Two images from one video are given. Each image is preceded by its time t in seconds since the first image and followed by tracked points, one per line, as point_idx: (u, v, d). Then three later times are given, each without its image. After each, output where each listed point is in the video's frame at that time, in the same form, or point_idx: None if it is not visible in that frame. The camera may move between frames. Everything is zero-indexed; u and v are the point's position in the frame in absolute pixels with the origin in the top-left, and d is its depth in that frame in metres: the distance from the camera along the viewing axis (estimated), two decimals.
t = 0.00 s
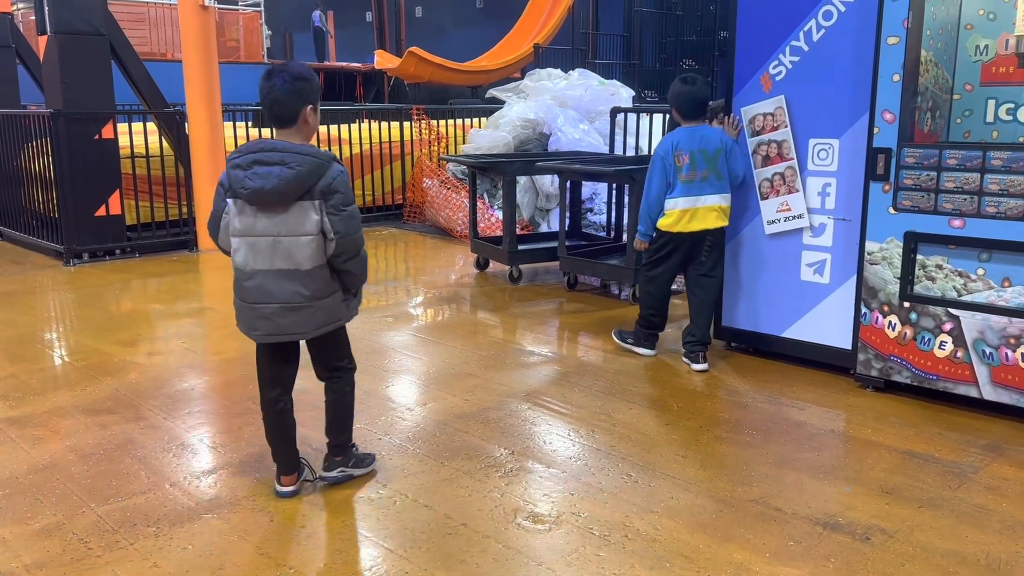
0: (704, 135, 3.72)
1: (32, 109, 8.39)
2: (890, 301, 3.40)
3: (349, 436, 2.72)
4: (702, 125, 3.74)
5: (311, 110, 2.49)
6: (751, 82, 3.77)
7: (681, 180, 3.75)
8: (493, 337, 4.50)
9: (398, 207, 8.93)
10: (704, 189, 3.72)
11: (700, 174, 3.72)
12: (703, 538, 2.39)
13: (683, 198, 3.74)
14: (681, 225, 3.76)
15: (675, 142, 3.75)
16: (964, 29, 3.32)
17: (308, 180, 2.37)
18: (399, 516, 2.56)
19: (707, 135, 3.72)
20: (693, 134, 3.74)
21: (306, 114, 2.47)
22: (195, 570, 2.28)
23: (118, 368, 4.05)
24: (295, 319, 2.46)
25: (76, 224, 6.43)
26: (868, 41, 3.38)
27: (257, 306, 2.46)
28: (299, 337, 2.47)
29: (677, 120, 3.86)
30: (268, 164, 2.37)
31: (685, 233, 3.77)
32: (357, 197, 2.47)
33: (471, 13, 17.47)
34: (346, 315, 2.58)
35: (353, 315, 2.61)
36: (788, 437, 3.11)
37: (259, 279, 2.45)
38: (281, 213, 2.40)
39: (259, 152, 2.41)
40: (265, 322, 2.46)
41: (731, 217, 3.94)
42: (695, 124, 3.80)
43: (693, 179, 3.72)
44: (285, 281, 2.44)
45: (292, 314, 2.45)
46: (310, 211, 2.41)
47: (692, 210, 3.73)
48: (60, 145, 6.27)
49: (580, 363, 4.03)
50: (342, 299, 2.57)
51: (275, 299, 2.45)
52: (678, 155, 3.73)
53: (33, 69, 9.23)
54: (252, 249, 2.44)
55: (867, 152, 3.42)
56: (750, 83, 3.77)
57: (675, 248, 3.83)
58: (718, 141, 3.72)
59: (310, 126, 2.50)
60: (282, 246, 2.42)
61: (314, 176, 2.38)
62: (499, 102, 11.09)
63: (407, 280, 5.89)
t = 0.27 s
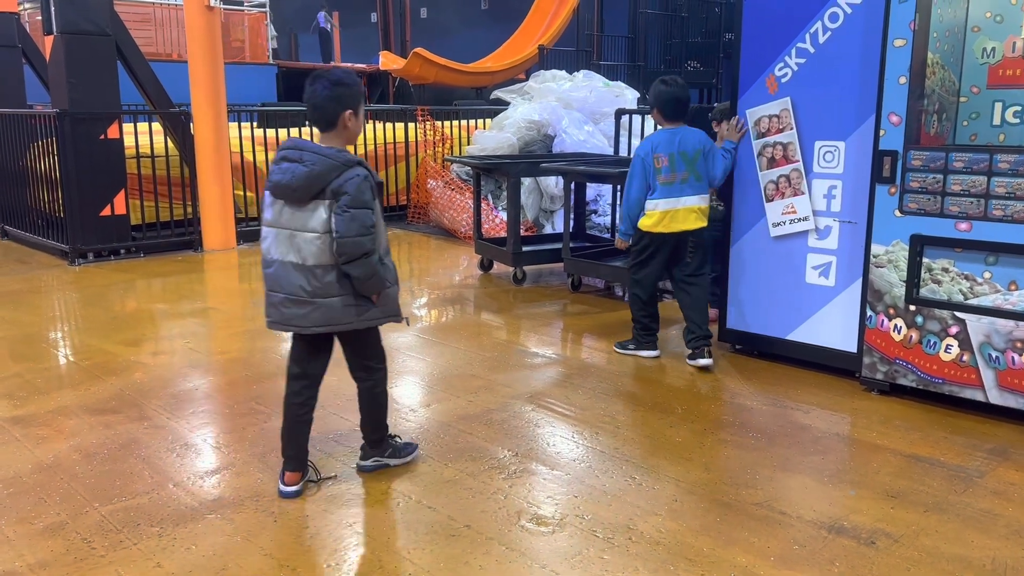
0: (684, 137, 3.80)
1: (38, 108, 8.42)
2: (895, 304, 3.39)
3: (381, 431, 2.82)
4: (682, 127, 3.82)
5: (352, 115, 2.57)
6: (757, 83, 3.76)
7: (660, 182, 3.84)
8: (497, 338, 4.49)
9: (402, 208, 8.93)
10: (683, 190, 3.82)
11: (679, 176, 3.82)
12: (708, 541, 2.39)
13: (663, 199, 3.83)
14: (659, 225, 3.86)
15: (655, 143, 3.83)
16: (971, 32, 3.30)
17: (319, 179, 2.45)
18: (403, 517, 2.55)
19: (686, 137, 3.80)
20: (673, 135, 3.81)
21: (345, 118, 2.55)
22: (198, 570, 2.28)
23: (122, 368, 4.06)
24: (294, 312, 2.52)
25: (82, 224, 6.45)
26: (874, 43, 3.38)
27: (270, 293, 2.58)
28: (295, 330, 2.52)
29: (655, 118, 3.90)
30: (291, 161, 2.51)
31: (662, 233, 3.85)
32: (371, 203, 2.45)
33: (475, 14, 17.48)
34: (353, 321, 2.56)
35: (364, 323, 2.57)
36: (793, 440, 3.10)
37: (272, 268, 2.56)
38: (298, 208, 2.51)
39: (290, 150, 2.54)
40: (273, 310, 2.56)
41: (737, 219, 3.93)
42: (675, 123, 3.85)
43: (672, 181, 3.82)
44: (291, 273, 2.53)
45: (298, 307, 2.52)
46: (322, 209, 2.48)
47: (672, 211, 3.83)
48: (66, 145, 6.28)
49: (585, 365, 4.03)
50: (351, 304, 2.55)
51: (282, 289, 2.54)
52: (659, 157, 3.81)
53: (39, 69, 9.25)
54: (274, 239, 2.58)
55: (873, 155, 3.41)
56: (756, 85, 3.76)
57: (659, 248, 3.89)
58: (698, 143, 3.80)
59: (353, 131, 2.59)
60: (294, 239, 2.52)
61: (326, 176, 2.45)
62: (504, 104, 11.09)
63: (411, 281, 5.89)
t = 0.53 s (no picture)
0: (658, 136, 3.97)
1: (43, 108, 8.44)
2: (899, 307, 3.38)
3: (388, 431, 2.85)
4: (656, 127, 3.98)
5: (404, 114, 2.68)
6: (761, 86, 3.76)
7: (636, 180, 3.98)
8: (501, 339, 4.49)
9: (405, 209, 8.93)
10: (656, 188, 3.99)
11: (655, 174, 3.98)
12: (710, 544, 2.38)
13: (638, 196, 3.98)
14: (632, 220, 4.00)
15: (631, 141, 3.97)
16: (977, 34, 3.30)
17: (366, 174, 2.59)
18: (405, 518, 2.55)
19: (659, 136, 3.98)
20: (647, 134, 3.98)
21: (398, 116, 2.67)
22: (201, 570, 2.28)
23: (126, 367, 4.06)
24: (349, 299, 2.65)
25: (86, 224, 6.46)
26: (879, 45, 3.37)
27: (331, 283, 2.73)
28: (351, 316, 2.65)
29: (630, 116, 4.03)
30: (343, 158, 2.66)
31: (638, 228, 4.00)
32: (416, 194, 2.56)
33: (480, 16, 17.50)
34: (406, 306, 2.67)
35: (415, 307, 2.68)
36: (797, 443, 3.09)
37: (332, 259, 2.72)
38: (351, 202, 2.66)
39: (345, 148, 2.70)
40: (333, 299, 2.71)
41: (741, 222, 3.93)
42: (649, 122, 4.00)
43: (647, 178, 3.98)
44: (347, 263, 2.67)
45: (353, 294, 2.65)
46: (370, 202, 2.61)
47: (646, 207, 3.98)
48: (71, 145, 6.29)
49: (588, 366, 4.03)
50: (402, 290, 2.66)
51: (339, 278, 2.68)
52: (635, 156, 3.95)
53: (45, 69, 9.28)
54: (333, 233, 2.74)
55: (877, 157, 3.41)
56: (760, 87, 3.76)
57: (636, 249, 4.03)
58: (671, 143, 3.99)
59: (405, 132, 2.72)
60: (348, 232, 2.67)
61: (371, 172, 2.59)
62: (508, 106, 11.10)
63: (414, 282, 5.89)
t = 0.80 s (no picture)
0: (641, 140, 4.04)
1: (53, 108, 8.48)
2: (909, 311, 3.37)
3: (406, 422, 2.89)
4: (639, 131, 4.05)
5: (453, 125, 2.81)
6: (771, 89, 3.75)
7: (624, 183, 4.04)
8: (508, 342, 4.49)
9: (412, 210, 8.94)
10: (639, 190, 4.08)
11: (639, 177, 4.06)
12: (718, 548, 2.37)
13: (623, 197, 4.05)
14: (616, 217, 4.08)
15: (617, 144, 4.01)
16: (988, 38, 3.18)
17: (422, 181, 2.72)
18: (412, 520, 2.55)
19: (641, 140, 4.05)
20: (631, 138, 4.04)
21: (447, 127, 2.80)
22: (207, 571, 2.29)
23: (134, 367, 4.07)
24: (411, 298, 2.81)
25: (95, 224, 6.49)
26: (889, 49, 3.36)
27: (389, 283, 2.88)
28: (414, 314, 2.82)
29: (611, 120, 4.05)
30: (393, 166, 2.77)
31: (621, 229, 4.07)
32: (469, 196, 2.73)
33: (488, 18, 17.52)
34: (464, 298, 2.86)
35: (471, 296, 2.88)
36: (805, 448, 3.08)
37: (388, 262, 2.86)
38: (404, 207, 2.79)
39: (392, 156, 2.81)
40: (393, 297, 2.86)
41: (749, 225, 3.92)
42: (632, 125, 4.04)
43: (631, 181, 4.05)
44: (405, 264, 2.81)
45: (413, 293, 2.81)
46: (425, 207, 2.75)
47: (631, 208, 4.06)
48: (81, 145, 6.32)
49: (595, 369, 4.02)
50: (457, 283, 2.84)
51: (399, 279, 2.83)
52: (623, 159, 4.01)
53: (55, 68, 9.32)
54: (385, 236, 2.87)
55: (887, 162, 3.40)
56: (770, 90, 3.75)
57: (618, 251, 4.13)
58: (651, 146, 4.08)
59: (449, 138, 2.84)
60: (403, 236, 2.80)
61: (423, 178, 2.72)
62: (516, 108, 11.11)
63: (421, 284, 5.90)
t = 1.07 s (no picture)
0: (635, 140, 4.20)
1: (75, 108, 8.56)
2: (930, 319, 3.34)
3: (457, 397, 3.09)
4: (632, 131, 4.21)
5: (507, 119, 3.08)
6: (792, 94, 3.73)
7: (620, 179, 4.16)
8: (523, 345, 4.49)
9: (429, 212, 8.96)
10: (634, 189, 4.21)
11: (634, 175, 4.20)
12: (735, 556, 2.36)
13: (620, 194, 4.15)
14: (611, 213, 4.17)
15: (616, 143, 4.14)
16: (1012, 45, 3.18)
17: (485, 171, 2.96)
18: (428, 523, 2.55)
19: (636, 140, 4.22)
20: (627, 138, 4.19)
21: (502, 120, 3.07)
22: (225, 570, 2.30)
23: (153, 366, 4.10)
24: (471, 280, 3.04)
25: (115, 223, 6.54)
26: (912, 54, 3.33)
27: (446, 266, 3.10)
28: (474, 295, 3.05)
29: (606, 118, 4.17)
30: (453, 156, 3.00)
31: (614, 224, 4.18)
32: (526, 184, 2.98)
33: (505, 20, 17.53)
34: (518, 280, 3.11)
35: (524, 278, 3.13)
36: (824, 455, 3.06)
37: (447, 246, 3.08)
38: (463, 196, 3.02)
39: (450, 147, 3.04)
40: (451, 279, 3.08)
41: (768, 230, 3.90)
42: (626, 125, 4.19)
43: (627, 179, 4.17)
44: (465, 248, 3.04)
45: (473, 274, 3.05)
46: (484, 194, 2.99)
47: (627, 205, 4.16)
48: (102, 145, 6.38)
49: (611, 373, 4.02)
50: (512, 266, 3.09)
51: (459, 262, 3.06)
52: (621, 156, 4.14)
53: (77, 69, 9.41)
54: (443, 222, 3.08)
55: (909, 168, 3.37)
56: (790, 95, 3.73)
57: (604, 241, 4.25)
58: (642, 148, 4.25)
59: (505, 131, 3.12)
60: (463, 222, 3.03)
61: (485, 168, 2.96)
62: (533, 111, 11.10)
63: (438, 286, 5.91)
